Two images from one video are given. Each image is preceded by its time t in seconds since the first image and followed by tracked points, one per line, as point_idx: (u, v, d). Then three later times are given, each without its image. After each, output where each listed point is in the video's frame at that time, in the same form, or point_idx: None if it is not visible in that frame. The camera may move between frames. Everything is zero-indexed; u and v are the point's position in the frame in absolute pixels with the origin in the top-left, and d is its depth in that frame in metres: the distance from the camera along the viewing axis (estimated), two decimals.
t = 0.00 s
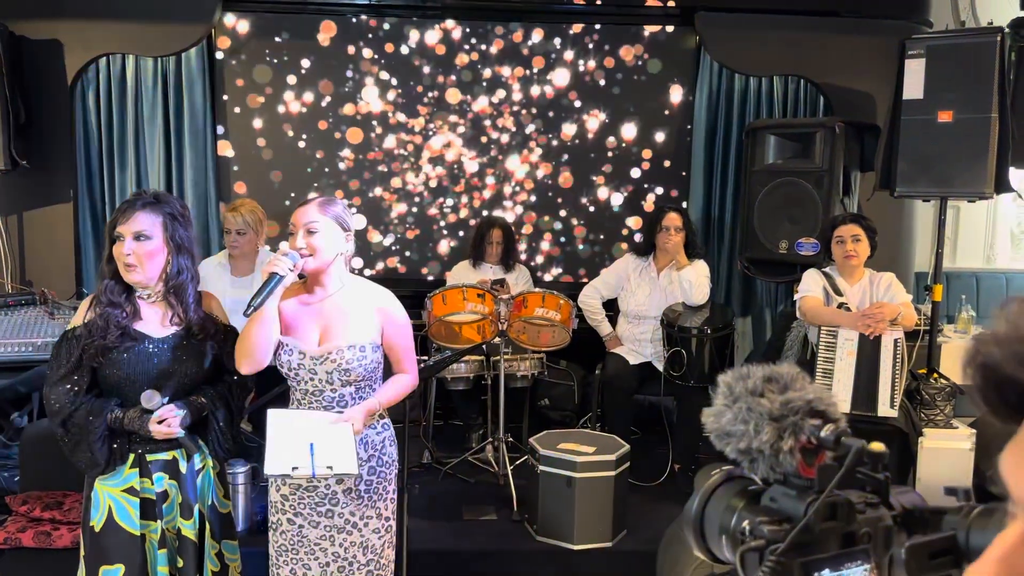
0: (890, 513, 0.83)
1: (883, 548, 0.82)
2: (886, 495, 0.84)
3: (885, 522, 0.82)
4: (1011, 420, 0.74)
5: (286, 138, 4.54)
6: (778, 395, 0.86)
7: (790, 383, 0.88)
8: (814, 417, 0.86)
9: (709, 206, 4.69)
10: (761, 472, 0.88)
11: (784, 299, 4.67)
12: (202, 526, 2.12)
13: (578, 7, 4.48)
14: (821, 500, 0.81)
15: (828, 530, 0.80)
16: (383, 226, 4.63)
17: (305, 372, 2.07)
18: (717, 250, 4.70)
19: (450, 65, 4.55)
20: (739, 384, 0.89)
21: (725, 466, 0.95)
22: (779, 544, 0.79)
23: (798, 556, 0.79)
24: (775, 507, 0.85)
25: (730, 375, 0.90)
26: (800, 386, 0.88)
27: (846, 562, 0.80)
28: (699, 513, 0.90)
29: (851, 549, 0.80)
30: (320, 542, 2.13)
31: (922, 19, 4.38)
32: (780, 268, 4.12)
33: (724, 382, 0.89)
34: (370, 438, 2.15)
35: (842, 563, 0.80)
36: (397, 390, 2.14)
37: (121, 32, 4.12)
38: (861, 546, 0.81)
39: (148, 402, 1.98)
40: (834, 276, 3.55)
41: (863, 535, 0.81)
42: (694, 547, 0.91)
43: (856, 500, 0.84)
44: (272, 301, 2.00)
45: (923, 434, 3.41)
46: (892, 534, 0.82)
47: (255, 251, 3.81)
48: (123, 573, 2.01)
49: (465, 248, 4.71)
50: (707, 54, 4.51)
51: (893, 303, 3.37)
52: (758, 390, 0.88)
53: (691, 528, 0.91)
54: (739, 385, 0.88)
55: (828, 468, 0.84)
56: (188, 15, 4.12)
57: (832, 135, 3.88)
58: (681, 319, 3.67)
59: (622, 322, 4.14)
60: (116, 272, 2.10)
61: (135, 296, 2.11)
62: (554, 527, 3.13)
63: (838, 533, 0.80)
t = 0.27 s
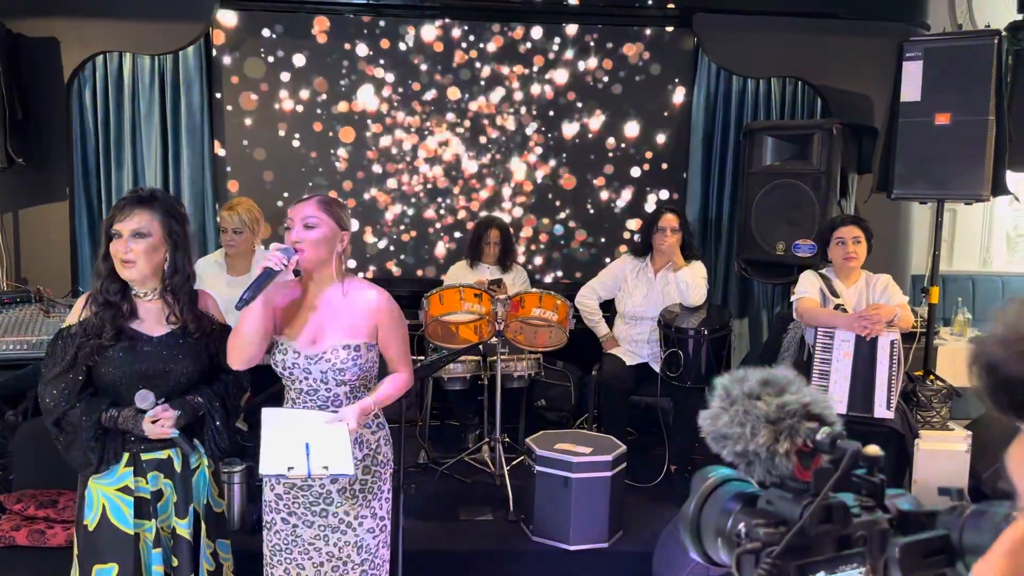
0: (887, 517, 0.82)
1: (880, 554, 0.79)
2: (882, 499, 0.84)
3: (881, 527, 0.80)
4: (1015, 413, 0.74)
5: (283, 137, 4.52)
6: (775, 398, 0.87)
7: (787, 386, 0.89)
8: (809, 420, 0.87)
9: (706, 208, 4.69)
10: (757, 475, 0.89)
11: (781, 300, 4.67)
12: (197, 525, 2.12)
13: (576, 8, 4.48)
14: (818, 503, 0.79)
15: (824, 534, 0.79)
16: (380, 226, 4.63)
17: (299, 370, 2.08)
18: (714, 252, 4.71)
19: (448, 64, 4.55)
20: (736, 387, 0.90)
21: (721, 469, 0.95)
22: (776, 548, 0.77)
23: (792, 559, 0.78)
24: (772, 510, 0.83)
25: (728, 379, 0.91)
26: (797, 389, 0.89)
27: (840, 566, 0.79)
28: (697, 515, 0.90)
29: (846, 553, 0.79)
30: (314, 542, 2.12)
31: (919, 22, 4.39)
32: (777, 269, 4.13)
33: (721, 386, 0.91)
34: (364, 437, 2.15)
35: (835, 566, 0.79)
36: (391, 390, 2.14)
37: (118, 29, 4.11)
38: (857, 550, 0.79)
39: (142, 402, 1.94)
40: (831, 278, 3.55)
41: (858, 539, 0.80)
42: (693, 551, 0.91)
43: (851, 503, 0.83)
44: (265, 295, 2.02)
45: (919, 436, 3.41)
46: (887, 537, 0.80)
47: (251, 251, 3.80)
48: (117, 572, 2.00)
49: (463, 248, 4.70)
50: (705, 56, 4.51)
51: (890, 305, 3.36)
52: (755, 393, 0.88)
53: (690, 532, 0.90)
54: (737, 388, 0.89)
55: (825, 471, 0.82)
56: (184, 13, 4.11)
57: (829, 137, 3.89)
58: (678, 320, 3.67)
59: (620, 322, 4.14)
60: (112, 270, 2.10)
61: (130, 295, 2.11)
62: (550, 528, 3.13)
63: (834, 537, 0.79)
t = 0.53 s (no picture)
0: (881, 518, 0.82)
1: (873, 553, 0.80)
2: (876, 499, 0.84)
3: (875, 527, 0.81)
4: None
5: (283, 137, 4.52)
6: (772, 402, 0.88)
7: (784, 390, 0.89)
8: (807, 422, 0.87)
9: (705, 209, 4.70)
10: (754, 477, 0.89)
11: (780, 302, 4.68)
12: (196, 524, 2.11)
13: (577, 9, 4.49)
14: (813, 504, 0.79)
15: (819, 535, 0.79)
16: (380, 226, 4.63)
17: (296, 372, 2.06)
18: (714, 253, 4.71)
19: (448, 65, 4.55)
20: (734, 390, 0.90)
21: (717, 470, 0.93)
22: (772, 548, 0.78)
23: (788, 559, 0.79)
24: (769, 510, 0.83)
25: (727, 382, 0.91)
26: (793, 393, 0.89)
27: (835, 565, 0.79)
28: (696, 516, 0.88)
29: (842, 553, 0.80)
30: (312, 540, 2.12)
31: (919, 24, 4.39)
32: (776, 270, 4.13)
33: (720, 388, 0.91)
34: (362, 437, 2.14)
35: (832, 565, 0.79)
36: (389, 391, 2.13)
37: (119, 29, 4.11)
38: (851, 550, 0.80)
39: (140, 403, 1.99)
40: (830, 279, 3.56)
41: (853, 540, 0.80)
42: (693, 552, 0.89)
43: (846, 504, 0.83)
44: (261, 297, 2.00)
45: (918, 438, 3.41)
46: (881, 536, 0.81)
47: (250, 251, 3.80)
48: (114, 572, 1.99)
49: (462, 249, 4.70)
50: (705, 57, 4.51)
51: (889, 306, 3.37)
52: (753, 396, 0.89)
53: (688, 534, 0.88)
54: (735, 391, 0.89)
55: (821, 473, 0.82)
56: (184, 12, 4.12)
57: (829, 138, 3.89)
58: (677, 321, 3.67)
59: (619, 323, 4.14)
60: (112, 269, 2.10)
61: (130, 293, 2.11)
62: (548, 528, 3.13)
63: (829, 537, 0.80)
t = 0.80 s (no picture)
0: (896, 496, 0.95)
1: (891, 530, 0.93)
2: (892, 479, 0.96)
3: (891, 505, 0.93)
4: None
5: (291, 135, 4.54)
6: (789, 380, 0.98)
7: (801, 369, 0.99)
8: (822, 402, 0.97)
9: (712, 209, 4.69)
10: (771, 455, 0.99)
11: (786, 302, 4.67)
12: (208, 518, 2.12)
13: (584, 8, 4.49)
14: (830, 481, 0.90)
15: (835, 510, 0.90)
16: (387, 224, 4.64)
17: (305, 371, 2.08)
18: (720, 252, 4.71)
19: (455, 64, 4.56)
20: (753, 371, 1.00)
21: (736, 452, 1.04)
22: (788, 522, 0.88)
23: (805, 533, 0.89)
24: (786, 488, 0.94)
25: (745, 363, 1.01)
26: (810, 373, 0.99)
27: (853, 541, 0.89)
28: (713, 495, 1.00)
29: (858, 528, 0.90)
30: (322, 533, 2.12)
31: (926, 24, 4.39)
32: (782, 270, 4.12)
33: (739, 369, 1.01)
34: (372, 432, 2.15)
35: (849, 541, 0.89)
36: (398, 387, 2.15)
37: (128, 27, 4.13)
38: (867, 526, 0.91)
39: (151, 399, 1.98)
40: (839, 278, 3.55)
41: (870, 516, 0.92)
42: (710, 528, 1.00)
43: (863, 482, 0.94)
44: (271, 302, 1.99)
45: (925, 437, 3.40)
46: (895, 515, 0.93)
47: (258, 249, 3.81)
48: (126, 566, 1.99)
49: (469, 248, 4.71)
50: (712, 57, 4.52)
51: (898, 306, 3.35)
52: (770, 376, 0.99)
53: (705, 511, 1.00)
54: (753, 371, 1.00)
55: (837, 451, 0.91)
56: (193, 12, 4.14)
57: (836, 138, 3.89)
58: (684, 319, 3.67)
59: (626, 322, 4.14)
60: (125, 264, 2.11)
61: (142, 288, 2.12)
62: (555, 526, 3.12)
63: (845, 513, 0.90)
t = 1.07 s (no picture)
0: (903, 498, 0.93)
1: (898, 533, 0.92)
2: (898, 481, 0.94)
3: (896, 507, 0.92)
4: None
5: (293, 136, 4.54)
6: (794, 379, 0.93)
7: (806, 368, 0.94)
8: (828, 402, 0.93)
9: (714, 210, 4.68)
10: (776, 455, 0.96)
11: (789, 304, 4.66)
12: (210, 518, 2.11)
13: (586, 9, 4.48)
14: (835, 482, 0.87)
15: (840, 512, 0.88)
16: (389, 225, 4.63)
17: (307, 373, 2.07)
18: (722, 253, 4.70)
19: (458, 65, 4.56)
20: (756, 369, 0.95)
21: (740, 453, 1.02)
22: (794, 524, 0.85)
23: (810, 535, 0.86)
24: (790, 488, 0.91)
25: (748, 361, 0.97)
26: (816, 371, 0.95)
27: (857, 543, 0.87)
28: (716, 498, 0.97)
29: (863, 531, 0.88)
30: (324, 535, 2.11)
31: (929, 25, 4.39)
32: (784, 272, 4.12)
33: (741, 368, 0.96)
34: (374, 433, 2.14)
35: (855, 544, 0.87)
36: (401, 387, 2.15)
37: (130, 27, 4.12)
38: (874, 528, 0.89)
39: (151, 400, 1.97)
40: (843, 279, 3.54)
41: (876, 518, 0.90)
42: (712, 531, 0.98)
43: (868, 484, 0.92)
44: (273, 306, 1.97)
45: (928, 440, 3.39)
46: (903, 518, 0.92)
47: (259, 249, 3.80)
48: (128, 568, 1.98)
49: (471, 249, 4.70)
50: (714, 58, 4.51)
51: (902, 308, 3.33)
52: (775, 374, 0.94)
53: (707, 513, 0.97)
54: (756, 370, 0.95)
55: (841, 453, 0.89)
56: (196, 12, 4.13)
57: (839, 139, 3.88)
58: (687, 321, 3.66)
59: (628, 324, 4.13)
60: (127, 265, 2.10)
61: (145, 288, 2.11)
62: (558, 528, 3.11)
63: (851, 515, 0.88)
